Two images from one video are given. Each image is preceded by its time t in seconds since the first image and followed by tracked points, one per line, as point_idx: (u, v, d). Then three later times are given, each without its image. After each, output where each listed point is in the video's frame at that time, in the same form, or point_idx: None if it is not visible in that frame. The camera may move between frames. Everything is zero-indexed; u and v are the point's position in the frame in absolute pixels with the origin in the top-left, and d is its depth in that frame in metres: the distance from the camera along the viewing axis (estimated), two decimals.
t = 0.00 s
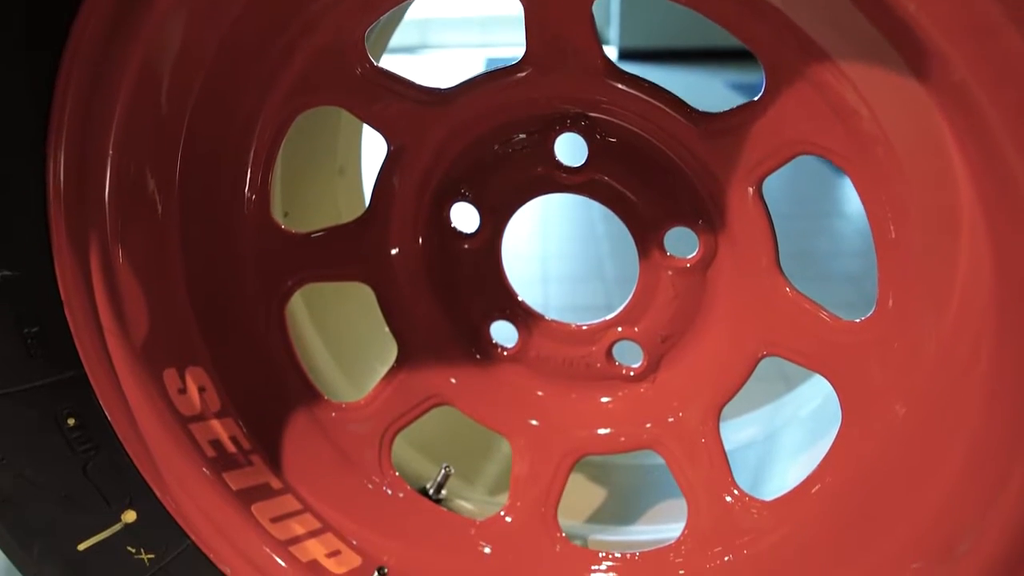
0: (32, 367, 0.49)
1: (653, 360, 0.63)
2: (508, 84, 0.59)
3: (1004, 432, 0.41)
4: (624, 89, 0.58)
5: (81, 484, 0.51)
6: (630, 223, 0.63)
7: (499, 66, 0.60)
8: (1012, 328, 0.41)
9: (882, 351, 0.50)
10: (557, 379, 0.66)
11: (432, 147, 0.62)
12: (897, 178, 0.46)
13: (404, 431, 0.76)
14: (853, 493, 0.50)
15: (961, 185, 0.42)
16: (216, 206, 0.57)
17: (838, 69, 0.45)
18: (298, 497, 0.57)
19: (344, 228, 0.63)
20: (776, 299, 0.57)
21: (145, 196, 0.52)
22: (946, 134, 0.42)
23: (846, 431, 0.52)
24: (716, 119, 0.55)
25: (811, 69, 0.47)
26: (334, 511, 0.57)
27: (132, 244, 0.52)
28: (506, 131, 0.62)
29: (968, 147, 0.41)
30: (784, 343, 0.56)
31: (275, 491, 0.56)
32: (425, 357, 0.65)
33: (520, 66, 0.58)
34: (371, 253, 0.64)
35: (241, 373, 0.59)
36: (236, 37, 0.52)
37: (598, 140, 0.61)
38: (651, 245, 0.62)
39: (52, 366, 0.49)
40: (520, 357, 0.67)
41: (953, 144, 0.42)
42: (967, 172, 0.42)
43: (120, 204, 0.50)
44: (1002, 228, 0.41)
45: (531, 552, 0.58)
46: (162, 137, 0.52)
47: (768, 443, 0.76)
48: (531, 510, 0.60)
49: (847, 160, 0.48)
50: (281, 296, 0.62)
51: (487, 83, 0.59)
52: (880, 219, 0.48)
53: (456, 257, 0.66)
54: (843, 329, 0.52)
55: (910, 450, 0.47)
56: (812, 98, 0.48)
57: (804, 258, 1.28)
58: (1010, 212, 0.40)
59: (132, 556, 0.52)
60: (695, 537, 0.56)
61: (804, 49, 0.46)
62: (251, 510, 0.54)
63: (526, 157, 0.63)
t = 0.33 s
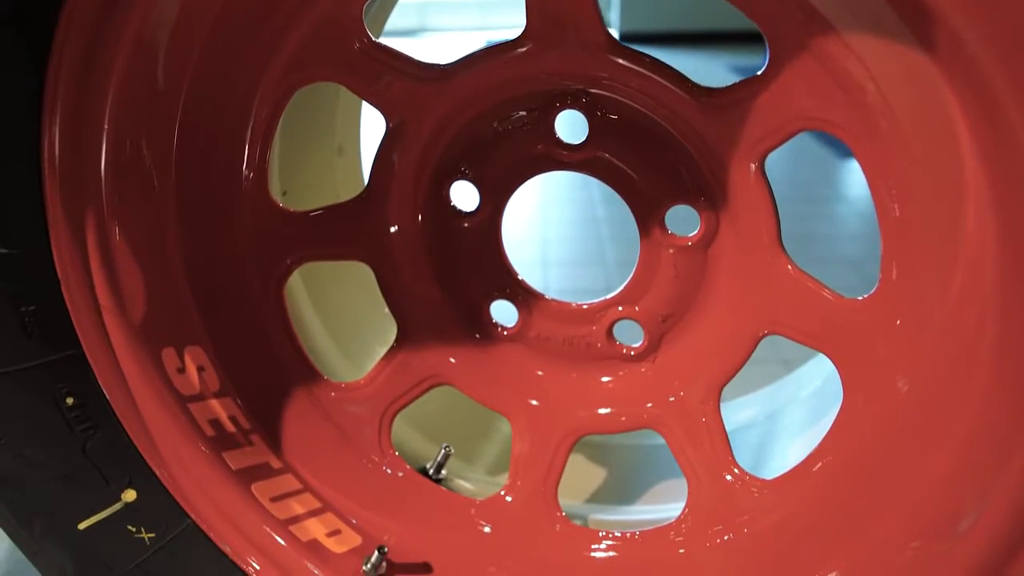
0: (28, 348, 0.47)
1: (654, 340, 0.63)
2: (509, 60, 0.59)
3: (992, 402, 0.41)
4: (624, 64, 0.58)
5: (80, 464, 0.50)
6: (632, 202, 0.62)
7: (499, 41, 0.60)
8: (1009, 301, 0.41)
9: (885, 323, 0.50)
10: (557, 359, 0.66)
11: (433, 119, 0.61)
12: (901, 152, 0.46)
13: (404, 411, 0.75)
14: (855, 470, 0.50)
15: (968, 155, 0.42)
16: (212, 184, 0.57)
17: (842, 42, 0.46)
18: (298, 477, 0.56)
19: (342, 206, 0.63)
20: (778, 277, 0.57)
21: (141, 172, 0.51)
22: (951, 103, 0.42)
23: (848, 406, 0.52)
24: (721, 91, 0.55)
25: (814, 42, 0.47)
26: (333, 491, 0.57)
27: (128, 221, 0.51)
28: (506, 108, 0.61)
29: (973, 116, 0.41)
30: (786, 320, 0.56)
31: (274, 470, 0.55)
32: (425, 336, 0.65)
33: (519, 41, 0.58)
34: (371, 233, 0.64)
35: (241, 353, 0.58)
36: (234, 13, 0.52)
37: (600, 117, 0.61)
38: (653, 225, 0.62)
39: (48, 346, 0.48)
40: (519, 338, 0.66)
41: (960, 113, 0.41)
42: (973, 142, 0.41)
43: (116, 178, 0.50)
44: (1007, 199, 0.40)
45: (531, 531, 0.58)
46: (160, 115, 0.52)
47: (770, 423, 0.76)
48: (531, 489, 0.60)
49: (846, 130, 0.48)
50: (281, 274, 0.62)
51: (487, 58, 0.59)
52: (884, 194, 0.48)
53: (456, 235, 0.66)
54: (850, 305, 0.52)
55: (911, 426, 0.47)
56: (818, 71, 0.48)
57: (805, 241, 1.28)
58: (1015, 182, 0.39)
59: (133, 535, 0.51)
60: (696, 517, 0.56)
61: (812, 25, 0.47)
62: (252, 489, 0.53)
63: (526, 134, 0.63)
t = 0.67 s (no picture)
0: (27, 324, 0.46)
1: (653, 317, 0.64)
2: (512, 34, 0.60)
3: (994, 372, 0.41)
4: (626, 37, 0.59)
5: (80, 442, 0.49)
6: (633, 177, 0.64)
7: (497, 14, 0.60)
8: (1007, 270, 0.41)
9: (888, 299, 0.51)
10: (557, 337, 0.66)
11: (433, 93, 0.62)
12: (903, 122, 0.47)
13: (402, 390, 0.75)
14: (856, 446, 0.50)
15: (970, 124, 0.42)
16: (212, 159, 0.57)
17: (850, 12, 0.47)
18: (298, 455, 0.55)
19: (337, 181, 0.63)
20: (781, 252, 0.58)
21: (138, 145, 0.51)
22: (949, 73, 0.42)
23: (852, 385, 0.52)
24: (723, 65, 0.57)
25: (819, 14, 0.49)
26: (333, 469, 0.56)
27: (123, 199, 0.50)
28: (506, 83, 0.62)
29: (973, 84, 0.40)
30: (787, 298, 0.57)
31: (275, 448, 0.55)
32: (425, 313, 0.66)
33: (520, 15, 0.59)
34: (370, 211, 0.65)
35: (241, 331, 0.58)
36: None
37: (601, 92, 0.62)
38: (654, 199, 0.63)
39: (45, 324, 0.47)
40: (519, 316, 0.67)
41: (958, 82, 0.42)
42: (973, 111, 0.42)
43: (112, 158, 0.49)
44: (1005, 167, 0.40)
45: (531, 508, 0.58)
46: (156, 92, 0.51)
47: (772, 401, 0.76)
48: (532, 467, 0.60)
49: (853, 103, 0.50)
50: (280, 251, 0.62)
51: (489, 31, 0.60)
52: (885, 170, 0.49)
53: (455, 212, 0.67)
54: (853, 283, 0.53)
55: (912, 399, 0.47)
56: (825, 43, 0.50)
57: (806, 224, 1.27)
58: (1015, 147, 0.39)
59: (133, 513, 0.50)
60: (697, 494, 0.56)
61: None
62: (252, 467, 0.52)
63: (526, 110, 0.63)
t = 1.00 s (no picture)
0: (25, 305, 0.46)
1: (655, 298, 0.64)
2: (511, 8, 0.60)
3: (994, 351, 0.41)
4: (627, 13, 0.60)
5: (79, 422, 0.48)
6: (634, 154, 0.64)
7: None
8: (1008, 246, 0.41)
9: (890, 278, 0.51)
10: (557, 317, 0.67)
11: (432, 71, 0.62)
12: (911, 94, 0.47)
13: (400, 373, 0.74)
14: (856, 425, 0.50)
15: (972, 98, 0.42)
16: (211, 137, 0.57)
17: None
18: (298, 436, 0.55)
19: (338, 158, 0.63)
20: (783, 231, 0.58)
21: (134, 123, 0.50)
22: (952, 46, 0.42)
23: (854, 364, 0.52)
24: (725, 41, 0.57)
25: None
26: (334, 450, 0.56)
27: (118, 177, 0.49)
28: (506, 59, 0.62)
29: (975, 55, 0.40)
30: (789, 276, 0.57)
31: (274, 429, 0.54)
32: (425, 294, 0.66)
33: None
34: (368, 191, 0.65)
35: (241, 311, 0.58)
36: None
37: (602, 68, 0.62)
38: (654, 177, 0.63)
39: (45, 303, 0.46)
40: (520, 295, 0.67)
41: (961, 54, 0.41)
42: (975, 83, 0.41)
43: (107, 134, 0.49)
44: (1006, 140, 0.40)
45: (530, 488, 0.58)
46: (151, 67, 0.51)
47: (774, 383, 0.75)
48: (533, 448, 0.60)
49: (859, 81, 0.50)
50: (278, 231, 0.62)
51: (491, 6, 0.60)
52: (891, 151, 0.50)
53: (454, 189, 0.67)
54: (852, 262, 0.53)
55: (913, 378, 0.47)
56: (832, 19, 0.50)
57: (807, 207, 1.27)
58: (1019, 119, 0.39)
59: (132, 494, 0.49)
60: (697, 474, 0.56)
61: None
62: (251, 447, 0.52)
63: (526, 87, 0.64)
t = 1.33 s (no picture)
0: (22, 288, 0.46)
1: (655, 282, 0.64)
2: None
3: (997, 331, 0.41)
4: None
5: (78, 408, 0.47)
6: (634, 137, 0.64)
7: None
8: (1012, 225, 0.40)
9: (892, 260, 0.50)
10: (558, 302, 0.66)
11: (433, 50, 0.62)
12: (914, 73, 0.47)
13: (400, 357, 0.74)
14: (856, 408, 0.50)
15: (976, 76, 0.42)
16: (210, 119, 0.56)
17: None
18: (298, 421, 0.55)
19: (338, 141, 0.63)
20: (785, 214, 0.58)
21: (131, 105, 0.50)
22: (956, 23, 0.41)
23: (855, 346, 0.52)
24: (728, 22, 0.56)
25: None
26: (334, 436, 0.55)
27: (116, 160, 0.49)
28: (507, 41, 0.62)
29: (976, 31, 0.40)
30: (791, 260, 0.57)
31: (274, 414, 0.54)
32: (426, 277, 0.65)
33: None
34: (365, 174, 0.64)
35: (240, 294, 0.57)
36: None
37: (603, 49, 0.62)
38: (655, 160, 0.63)
39: (42, 287, 0.46)
40: (519, 280, 0.67)
41: (965, 31, 0.41)
42: (978, 61, 0.41)
43: (105, 115, 0.48)
44: (1009, 119, 0.40)
45: (530, 472, 0.58)
46: (148, 47, 0.50)
47: (776, 368, 0.75)
48: (532, 432, 0.60)
49: (864, 60, 0.50)
50: (277, 214, 0.61)
51: None
52: (892, 132, 0.50)
53: (454, 173, 0.67)
54: (853, 245, 0.53)
55: (915, 361, 0.46)
56: None
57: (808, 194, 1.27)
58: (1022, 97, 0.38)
59: (132, 478, 0.49)
60: (697, 459, 0.56)
61: None
62: (251, 432, 0.51)
63: (526, 70, 0.64)
